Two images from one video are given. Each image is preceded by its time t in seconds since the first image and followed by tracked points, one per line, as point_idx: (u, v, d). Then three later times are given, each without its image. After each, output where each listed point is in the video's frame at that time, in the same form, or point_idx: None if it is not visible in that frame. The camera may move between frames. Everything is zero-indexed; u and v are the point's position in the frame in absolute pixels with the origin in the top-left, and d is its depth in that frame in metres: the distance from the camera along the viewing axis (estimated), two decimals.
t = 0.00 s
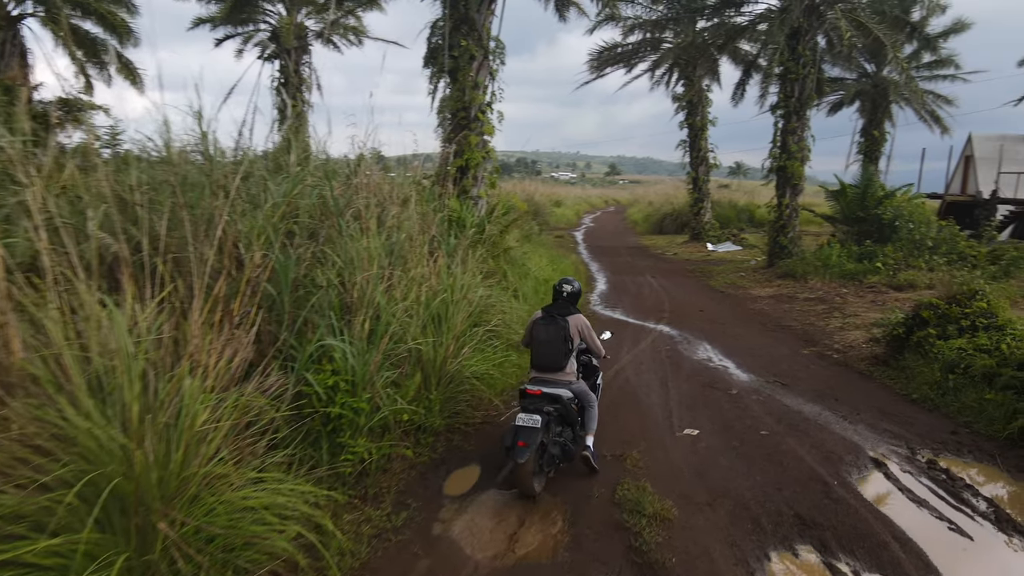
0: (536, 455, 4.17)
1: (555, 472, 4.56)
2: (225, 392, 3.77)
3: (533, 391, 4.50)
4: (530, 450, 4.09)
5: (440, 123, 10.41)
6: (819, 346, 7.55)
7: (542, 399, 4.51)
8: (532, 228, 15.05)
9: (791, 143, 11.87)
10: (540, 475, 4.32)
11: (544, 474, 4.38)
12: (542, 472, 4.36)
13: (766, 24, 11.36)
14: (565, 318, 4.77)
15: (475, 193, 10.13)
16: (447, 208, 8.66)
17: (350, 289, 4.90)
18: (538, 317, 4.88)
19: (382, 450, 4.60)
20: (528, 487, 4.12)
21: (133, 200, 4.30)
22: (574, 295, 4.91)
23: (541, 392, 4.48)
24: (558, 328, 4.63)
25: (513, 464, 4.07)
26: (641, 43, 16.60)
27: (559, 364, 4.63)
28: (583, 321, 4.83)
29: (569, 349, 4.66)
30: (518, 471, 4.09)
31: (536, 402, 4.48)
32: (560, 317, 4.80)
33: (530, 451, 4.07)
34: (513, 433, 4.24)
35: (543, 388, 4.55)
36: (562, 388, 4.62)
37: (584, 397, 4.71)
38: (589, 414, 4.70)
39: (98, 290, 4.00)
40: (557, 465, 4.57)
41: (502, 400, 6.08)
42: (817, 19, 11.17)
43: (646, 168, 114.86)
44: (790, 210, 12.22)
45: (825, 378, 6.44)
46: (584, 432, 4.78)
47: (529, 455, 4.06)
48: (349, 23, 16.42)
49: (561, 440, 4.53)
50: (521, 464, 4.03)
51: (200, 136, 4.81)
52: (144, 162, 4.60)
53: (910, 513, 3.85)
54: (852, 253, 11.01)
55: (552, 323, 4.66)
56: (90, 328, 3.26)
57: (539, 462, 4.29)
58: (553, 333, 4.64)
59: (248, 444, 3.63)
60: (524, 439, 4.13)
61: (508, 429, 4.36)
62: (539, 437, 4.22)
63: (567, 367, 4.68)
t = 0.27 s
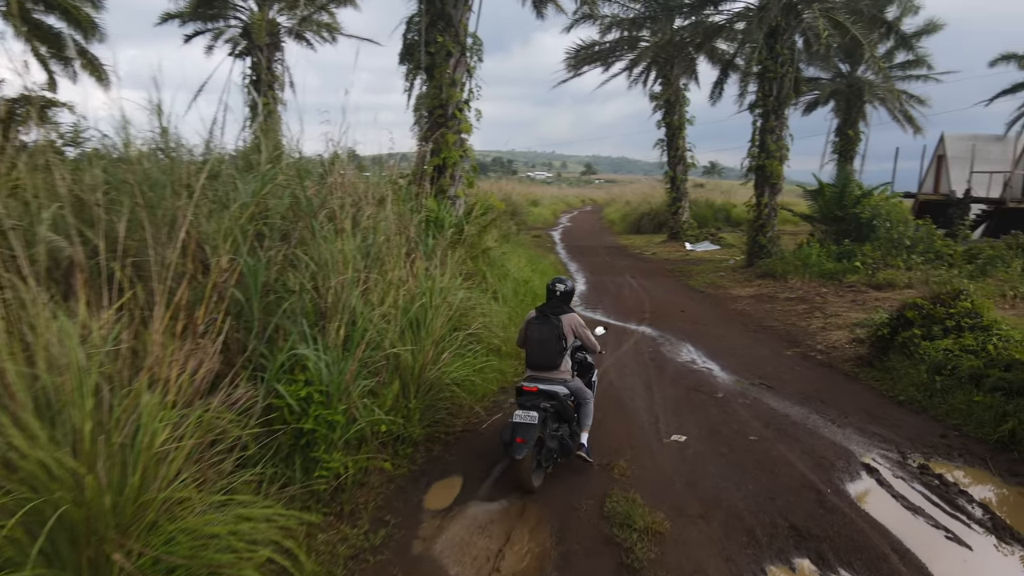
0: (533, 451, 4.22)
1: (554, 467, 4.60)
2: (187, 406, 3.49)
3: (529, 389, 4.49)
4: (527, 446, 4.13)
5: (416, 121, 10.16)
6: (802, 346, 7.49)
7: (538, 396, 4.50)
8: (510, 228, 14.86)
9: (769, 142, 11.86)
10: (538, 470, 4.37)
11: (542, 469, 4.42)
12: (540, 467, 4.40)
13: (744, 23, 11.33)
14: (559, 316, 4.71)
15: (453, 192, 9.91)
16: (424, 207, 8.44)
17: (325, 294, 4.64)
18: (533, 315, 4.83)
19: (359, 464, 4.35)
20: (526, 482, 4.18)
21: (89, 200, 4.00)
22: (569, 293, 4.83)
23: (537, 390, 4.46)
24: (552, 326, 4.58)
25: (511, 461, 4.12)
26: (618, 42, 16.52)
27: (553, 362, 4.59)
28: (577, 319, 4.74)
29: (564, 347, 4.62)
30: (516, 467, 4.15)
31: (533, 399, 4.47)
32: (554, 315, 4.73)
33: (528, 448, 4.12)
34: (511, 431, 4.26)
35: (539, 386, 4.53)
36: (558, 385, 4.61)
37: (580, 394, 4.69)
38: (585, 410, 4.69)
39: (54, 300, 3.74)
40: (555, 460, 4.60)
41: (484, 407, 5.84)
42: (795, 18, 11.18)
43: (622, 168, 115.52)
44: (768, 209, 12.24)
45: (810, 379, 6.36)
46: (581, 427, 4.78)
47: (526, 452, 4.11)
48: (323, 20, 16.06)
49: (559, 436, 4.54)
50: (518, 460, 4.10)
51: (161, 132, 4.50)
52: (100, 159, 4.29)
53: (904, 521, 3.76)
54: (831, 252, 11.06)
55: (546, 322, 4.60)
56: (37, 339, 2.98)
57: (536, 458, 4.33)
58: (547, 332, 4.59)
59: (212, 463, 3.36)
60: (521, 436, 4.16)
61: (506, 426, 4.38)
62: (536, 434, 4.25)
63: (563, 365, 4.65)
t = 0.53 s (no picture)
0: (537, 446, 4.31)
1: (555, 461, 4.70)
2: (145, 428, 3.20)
3: (531, 385, 4.58)
4: (532, 441, 4.23)
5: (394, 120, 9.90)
6: (789, 349, 7.40)
7: (541, 391, 4.60)
8: (490, 229, 14.65)
9: (751, 142, 11.81)
10: (541, 465, 4.45)
11: (545, 464, 4.51)
12: (543, 462, 4.49)
13: (726, 23, 11.27)
14: (559, 313, 4.81)
15: (433, 193, 9.67)
16: (403, 209, 8.20)
17: (302, 300, 4.35)
18: (532, 313, 4.92)
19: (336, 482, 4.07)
20: (531, 476, 4.26)
21: (41, 201, 3.68)
22: (566, 290, 4.93)
23: (539, 386, 4.55)
24: (553, 324, 4.69)
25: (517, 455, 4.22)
26: (598, 41, 16.41)
27: (554, 359, 4.70)
28: (576, 315, 4.86)
29: (564, 344, 4.72)
30: (521, 461, 4.23)
31: (536, 395, 4.57)
32: (553, 313, 4.83)
33: (532, 443, 4.21)
34: (515, 426, 4.35)
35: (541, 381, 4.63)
36: (558, 381, 4.71)
37: (579, 389, 4.80)
38: (584, 405, 4.79)
39: (4, 310, 3.43)
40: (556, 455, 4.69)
41: (468, 416, 5.57)
42: (776, 18, 11.15)
43: (600, 168, 115.99)
44: (751, 209, 12.20)
45: (799, 383, 6.25)
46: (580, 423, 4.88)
47: (531, 446, 4.20)
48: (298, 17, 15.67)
49: (561, 431, 4.64)
50: (524, 454, 4.18)
51: (119, 128, 4.17)
52: (54, 157, 3.96)
53: (906, 534, 3.64)
54: (813, 252, 11.08)
55: (546, 319, 4.70)
56: None
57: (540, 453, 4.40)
58: (548, 329, 4.69)
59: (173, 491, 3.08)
60: (525, 431, 4.26)
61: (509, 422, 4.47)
62: (540, 429, 4.34)
63: (563, 361, 4.75)
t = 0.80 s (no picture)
0: (540, 441, 4.43)
1: (557, 456, 4.83)
2: (100, 456, 2.90)
3: (534, 382, 4.72)
4: (537, 436, 4.34)
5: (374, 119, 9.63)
6: (779, 353, 7.30)
7: (544, 388, 4.74)
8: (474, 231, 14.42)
9: (737, 143, 11.74)
10: (544, 460, 4.57)
11: (547, 459, 4.63)
12: (545, 457, 4.61)
13: (710, 22, 11.19)
14: (559, 313, 4.98)
15: (415, 195, 9.41)
16: (384, 211, 7.95)
17: (276, 310, 4.05)
18: (533, 313, 5.06)
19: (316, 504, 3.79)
20: (535, 471, 4.36)
21: None
22: (565, 291, 5.09)
23: (543, 383, 4.69)
24: (555, 323, 4.86)
25: (522, 450, 4.33)
26: (581, 40, 16.27)
27: (556, 357, 4.85)
28: (576, 315, 5.04)
29: (565, 343, 4.89)
30: (526, 457, 4.33)
31: (539, 391, 4.70)
32: (554, 313, 5.00)
33: (537, 438, 4.33)
34: (519, 422, 4.47)
35: (545, 378, 4.78)
36: (560, 378, 4.86)
37: (577, 386, 4.96)
38: (583, 402, 4.94)
39: None
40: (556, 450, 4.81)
41: (453, 428, 5.30)
42: (761, 17, 11.10)
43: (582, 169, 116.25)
44: (736, 210, 12.13)
45: (791, 389, 6.12)
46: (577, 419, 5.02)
47: (537, 441, 4.32)
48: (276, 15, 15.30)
49: (562, 428, 4.76)
50: (529, 450, 4.29)
51: (77, 125, 3.85)
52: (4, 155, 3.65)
53: (915, 551, 3.48)
54: (799, 254, 11.06)
55: (548, 319, 4.87)
56: None
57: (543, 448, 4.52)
58: (549, 328, 4.85)
59: (131, 527, 2.79)
60: (530, 427, 4.37)
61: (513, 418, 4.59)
62: (544, 425, 4.47)
63: (564, 359, 4.91)
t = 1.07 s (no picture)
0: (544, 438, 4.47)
1: (556, 454, 4.88)
2: (49, 491, 2.61)
3: (537, 380, 4.77)
4: (542, 433, 4.39)
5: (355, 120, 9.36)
6: (771, 358, 7.16)
7: (546, 387, 4.79)
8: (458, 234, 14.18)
9: (724, 144, 11.64)
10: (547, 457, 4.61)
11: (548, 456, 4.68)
12: (547, 454, 4.65)
13: (697, 22, 11.10)
14: (560, 314, 5.08)
15: (398, 197, 9.16)
16: (367, 215, 7.70)
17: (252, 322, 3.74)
18: (533, 314, 5.15)
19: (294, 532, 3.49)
20: (538, 468, 4.40)
21: None
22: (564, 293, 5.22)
23: (545, 381, 4.74)
24: (556, 324, 4.96)
25: (526, 446, 4.36)
26: (566, 41, 16.12)
27: (556, 357, 4.94)
28: (576, 316, 5.14)
29: (565, 342, 5.00)
30: (530, 453, 4.37)
31: (542, 389, 4.76)
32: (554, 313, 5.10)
33: (541, 434, 4.37)
34: (523, 420, 4.51)
35: (547, 377, 4.84)
36: (560, 377, 4.93)
37: (576, 385, 5.05)
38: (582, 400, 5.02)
39: None
40: (557, 448, 4.86)
41: (440, 442, 5.00)
42: (747, 18, 11.02)
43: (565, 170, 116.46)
44: (724, 212, 12.03)
45: (787, 396, 5.96)
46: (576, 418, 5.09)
47: (541, 438, 4.36)
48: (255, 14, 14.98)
49: (564, 425, 4.82)
50: (533, 446, 4.33)
51: (32, 121, 3.55)
52: None
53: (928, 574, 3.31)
54: (787, 256, 11.01)
55: (549, 319, 4.97)
56: None
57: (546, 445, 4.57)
58: (551, 329, 4.96)
59: (79, 575, 2.51)
60: (534, 424, 4.41)
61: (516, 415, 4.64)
62: (547, 422, 4.52)
63: (564, 359, 5.00)
